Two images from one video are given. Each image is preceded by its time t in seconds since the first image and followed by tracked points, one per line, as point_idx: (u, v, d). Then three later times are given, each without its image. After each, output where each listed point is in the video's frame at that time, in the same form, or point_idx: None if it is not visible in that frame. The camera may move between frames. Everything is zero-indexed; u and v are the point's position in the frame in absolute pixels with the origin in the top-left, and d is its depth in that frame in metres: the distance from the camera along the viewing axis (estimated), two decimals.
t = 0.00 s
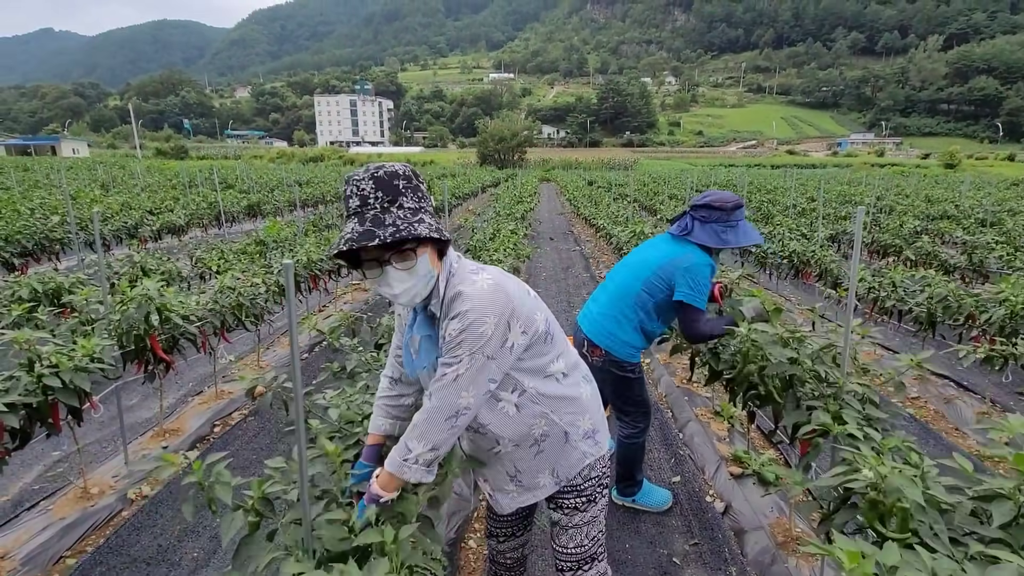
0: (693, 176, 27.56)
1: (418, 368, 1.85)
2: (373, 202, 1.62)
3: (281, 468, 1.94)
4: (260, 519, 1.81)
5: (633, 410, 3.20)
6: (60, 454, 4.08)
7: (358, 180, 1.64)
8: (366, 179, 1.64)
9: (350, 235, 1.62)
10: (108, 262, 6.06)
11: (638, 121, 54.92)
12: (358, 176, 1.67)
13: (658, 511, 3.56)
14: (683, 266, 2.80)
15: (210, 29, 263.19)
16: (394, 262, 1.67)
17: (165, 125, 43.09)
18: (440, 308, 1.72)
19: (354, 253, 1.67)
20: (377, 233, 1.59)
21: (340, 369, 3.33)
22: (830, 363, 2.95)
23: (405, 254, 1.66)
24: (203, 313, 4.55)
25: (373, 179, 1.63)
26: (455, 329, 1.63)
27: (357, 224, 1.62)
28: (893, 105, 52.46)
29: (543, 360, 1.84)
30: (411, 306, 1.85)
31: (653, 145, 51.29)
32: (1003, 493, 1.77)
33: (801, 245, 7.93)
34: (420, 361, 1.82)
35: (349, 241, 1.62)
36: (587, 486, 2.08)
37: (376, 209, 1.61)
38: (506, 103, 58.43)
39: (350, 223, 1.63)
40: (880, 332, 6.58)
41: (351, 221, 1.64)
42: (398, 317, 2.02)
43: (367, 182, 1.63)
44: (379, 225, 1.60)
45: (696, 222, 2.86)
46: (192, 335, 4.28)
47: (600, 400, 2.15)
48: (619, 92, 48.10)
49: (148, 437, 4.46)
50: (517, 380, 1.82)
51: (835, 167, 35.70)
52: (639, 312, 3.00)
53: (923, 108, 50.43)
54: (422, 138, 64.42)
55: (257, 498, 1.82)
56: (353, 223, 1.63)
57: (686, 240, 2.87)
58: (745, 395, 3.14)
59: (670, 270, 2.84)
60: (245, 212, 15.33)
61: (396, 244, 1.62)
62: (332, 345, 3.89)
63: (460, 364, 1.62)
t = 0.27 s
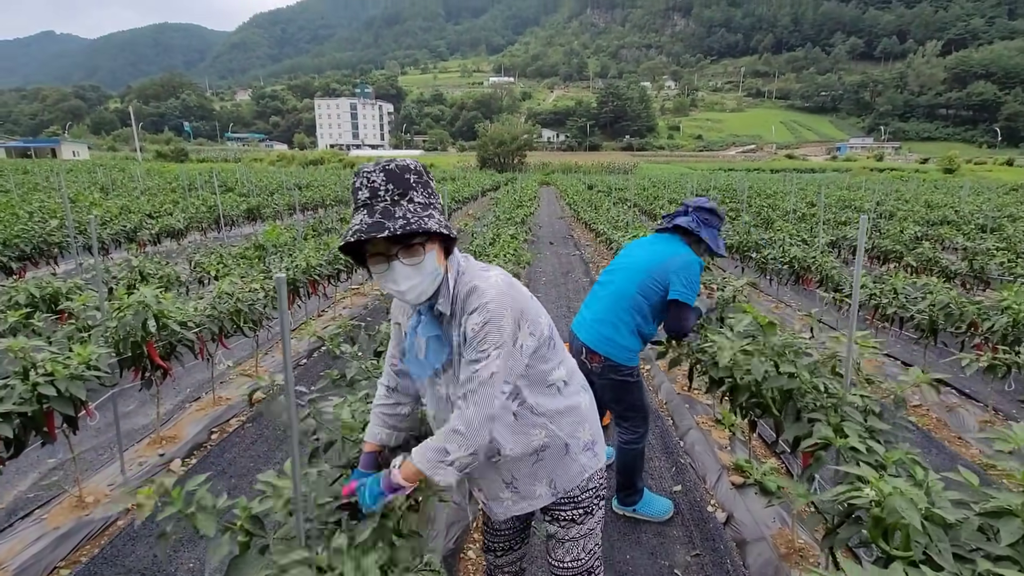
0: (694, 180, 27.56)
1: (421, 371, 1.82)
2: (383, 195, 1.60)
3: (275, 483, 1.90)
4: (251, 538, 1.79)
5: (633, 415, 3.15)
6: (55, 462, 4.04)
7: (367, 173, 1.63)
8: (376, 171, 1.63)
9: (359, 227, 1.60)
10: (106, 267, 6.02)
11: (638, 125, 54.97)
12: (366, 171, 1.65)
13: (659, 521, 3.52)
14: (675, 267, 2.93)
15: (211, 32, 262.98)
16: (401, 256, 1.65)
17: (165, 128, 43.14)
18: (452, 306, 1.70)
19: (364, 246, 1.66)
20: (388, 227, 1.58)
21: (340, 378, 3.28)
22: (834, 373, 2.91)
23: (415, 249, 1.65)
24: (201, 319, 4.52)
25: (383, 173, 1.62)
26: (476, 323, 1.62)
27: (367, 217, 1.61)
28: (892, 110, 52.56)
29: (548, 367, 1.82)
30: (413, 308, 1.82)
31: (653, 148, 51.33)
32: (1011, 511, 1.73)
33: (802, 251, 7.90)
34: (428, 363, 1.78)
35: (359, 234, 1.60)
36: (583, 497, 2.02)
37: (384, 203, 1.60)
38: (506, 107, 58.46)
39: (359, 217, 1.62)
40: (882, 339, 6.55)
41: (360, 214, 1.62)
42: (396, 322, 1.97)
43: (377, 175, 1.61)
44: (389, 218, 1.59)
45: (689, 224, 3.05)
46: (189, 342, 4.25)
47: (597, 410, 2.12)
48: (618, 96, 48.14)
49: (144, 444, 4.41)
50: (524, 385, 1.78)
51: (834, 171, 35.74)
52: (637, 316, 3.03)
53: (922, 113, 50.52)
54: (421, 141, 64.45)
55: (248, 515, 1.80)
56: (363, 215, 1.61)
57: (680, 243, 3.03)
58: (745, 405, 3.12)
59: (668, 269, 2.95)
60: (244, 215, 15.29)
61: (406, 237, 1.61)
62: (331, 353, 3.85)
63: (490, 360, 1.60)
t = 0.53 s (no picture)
0: (693, 185, 27.59)
1: (425, 370, 1.77)
2: (402, 181, 1.61)
3: (274, 490, 1.89)
4: (249, 546, 1.79)
5: (631, 416, 3.13)
6: (53, 469, 4.03)
7: (385, 157, 1.63)
8: (396, 159, 1.63)
9: (378, 212, 1.60)
10: (105, 272, 6.01)
11: (637, 129, 55.09)
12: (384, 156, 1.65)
13: (660, 528, 3.51)
14: (672, 268, 3.00)
15: (211, 37, 263.37)
16: (416, 247, 1.66)
17: (165, 133, 43.26)
18: (469, 302, 1.71)
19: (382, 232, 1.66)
20: (407, 212, 1.58)
21: (339, 384, 3.27)
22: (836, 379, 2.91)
23: (433, 240, 1.67)
24: (200, 325, 4.50)
25: (404, 161, 1.63)
26: (512, 316, 1.69)
27: (385, 202, 1.60)
28: (891, 115, 52.73)
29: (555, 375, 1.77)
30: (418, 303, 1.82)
31: (652, 153, 51.42)
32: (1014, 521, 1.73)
33: (802, 256, 7.90)
34: (428, 362, 1.74)
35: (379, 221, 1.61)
36: (578, 506, 1.99)
37: (404, 188, 1.60)
38: (506, 112, 58.59)
39: (377, 202, 1.61)
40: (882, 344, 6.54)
41: (376, 202, 1.62)
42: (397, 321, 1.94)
43: (398, 163, 1.62)
44: (408, 205, 1.60)
45: (674, 229, 3.15)
46: (189, 348, 4.24)
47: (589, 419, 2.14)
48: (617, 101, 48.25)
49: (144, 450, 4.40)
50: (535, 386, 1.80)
51: (833, 176, 35.83)
52: (635, 316, 3.05)
53: (920, 118, 50.68)
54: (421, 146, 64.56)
55: (246, 525, 1.80)
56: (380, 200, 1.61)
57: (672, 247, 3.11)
58: (746, 412, 3.10)
59: (665, 270, 3.00)
60: (244, 220, 15.29)
61: (425, 224, 1.62)
62: (330, 359, 3.84)
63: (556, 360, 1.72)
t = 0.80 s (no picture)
0: (692, 190, 27.66)
1: (422, 358, 1.71)
2: (432, 166, 1.57)
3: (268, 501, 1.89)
4: (241, 561, 1.78)
5: (625, 418, 3.14)
6: (48, 477, 4.01)
7: (415, 141, 1.60)
8: (426, 143, 1.59)
9: (403, 194, 1.57)
10: (103, 278, 6.00)
11: (636, 134, 55.23)
12: (416, 139, 1.62)
13: (656, 532, 3.51)
14: (658, 269, 3.06)
15: (211, 43, 263.76)
16: (437, 232, 1.63)
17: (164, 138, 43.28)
18: (479, 290, 1.65)
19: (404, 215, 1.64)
20: (434, 198, 1.56)
21: (337, 392, 3.27)
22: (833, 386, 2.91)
23: (454, 227, 1.64)
24: (199, 331, 4.50)
25: (433, 146, 1.59)
26: (531, 309, 1.66)
27: (412, 184, 1.57)
28: (888, 120, 52.98)
29: (563, 379, 1.73)
30: (422, 290, 1.77)
31: (651, 158, 51.55)
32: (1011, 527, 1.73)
33: (800, 261, 7.91)
34: (429, 350, 1.69)
35: (402, 203, 1.57)
36: (565, 519, 1.93)
37: (433, 175, 1.57)
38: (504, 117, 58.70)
39: (402, 182, 1.57)
40: (880, 349, 6.55)
41: (399, 184, 1.58)
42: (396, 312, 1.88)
43: (425, 147, 1.59)
44: (436, 191, 1.57)
45: (656, 235, 3.23)
46: (187, 355, 4.23)
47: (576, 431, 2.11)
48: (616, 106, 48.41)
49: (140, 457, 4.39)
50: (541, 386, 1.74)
51: (831, 181, 35.96)
52: (628, 316, 3.09)
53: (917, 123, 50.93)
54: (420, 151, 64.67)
55: (238, 537, 1.80)
56: (404, 184, 1.57)
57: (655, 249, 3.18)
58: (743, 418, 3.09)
59: (652, 271, 3.06)
60: (243, 225, 15.29)
61: (449, 212, 1.60)
62: (328, 365, 3.84)
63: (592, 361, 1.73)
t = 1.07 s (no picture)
0: (689, 196, 27.74)
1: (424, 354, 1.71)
2: (460, 159, 1.64)
3: (264, 508, 1.88)
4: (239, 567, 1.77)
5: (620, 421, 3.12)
6: (42, 485, 3.99)
7: (445, 132, 1.66)
8: (456, 136, 1.65)
9: (429, 184, 1.62)
10: (99, 284, 6.00)
11: (633, 140, 55.38)
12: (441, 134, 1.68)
13: (651, 527, 3.59)
14: (645, 271, 3.12)
15: (210, 49, 264.17)
16: (458, 226, 1.69)
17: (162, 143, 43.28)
18: (489, 287, 1.67)
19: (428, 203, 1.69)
20: (462, 190, 1.62)
21: (333, 399, 3.27)
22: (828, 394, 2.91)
23: (475, 222, 1.70)
24: (196, 338, 4.50)
25: (463, 140, 1.66)
26: (537, 309, 1.67)
27: (439, 174, 1.63)
28: (884, 125, 53.25)
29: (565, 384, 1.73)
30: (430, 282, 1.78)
31: (648, 164, 51.68)
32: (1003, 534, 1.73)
33: (797, 267, 7.91)
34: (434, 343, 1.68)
35: (428, 191, 1.62)
36: (554, 536, 1.88)
37: (461, 166, 1.63)
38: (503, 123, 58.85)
39: (429, 173, 1.63)
40: (876, 355, 6.55)
41: (425, 173, 1.63)
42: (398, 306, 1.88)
43: (454, 140, 1.65)
44: (461, 183, 1.62)
45: (641, 239, 3.28)
46: (184, 361, 4.22)
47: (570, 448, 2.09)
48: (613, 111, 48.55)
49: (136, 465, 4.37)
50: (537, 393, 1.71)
51: (828, 186, 36.09)
52: (619, 317, 3.11)
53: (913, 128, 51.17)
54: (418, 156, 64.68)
55: (236, 543, 1.79)
56: (430, 174, 1.63)
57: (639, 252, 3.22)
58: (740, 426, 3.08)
59: (640, 272, 3.12)
60: (241, 231, 15.28)
61: (469, 205, 1.66)
62: (325, 372, 3.84)
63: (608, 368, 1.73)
